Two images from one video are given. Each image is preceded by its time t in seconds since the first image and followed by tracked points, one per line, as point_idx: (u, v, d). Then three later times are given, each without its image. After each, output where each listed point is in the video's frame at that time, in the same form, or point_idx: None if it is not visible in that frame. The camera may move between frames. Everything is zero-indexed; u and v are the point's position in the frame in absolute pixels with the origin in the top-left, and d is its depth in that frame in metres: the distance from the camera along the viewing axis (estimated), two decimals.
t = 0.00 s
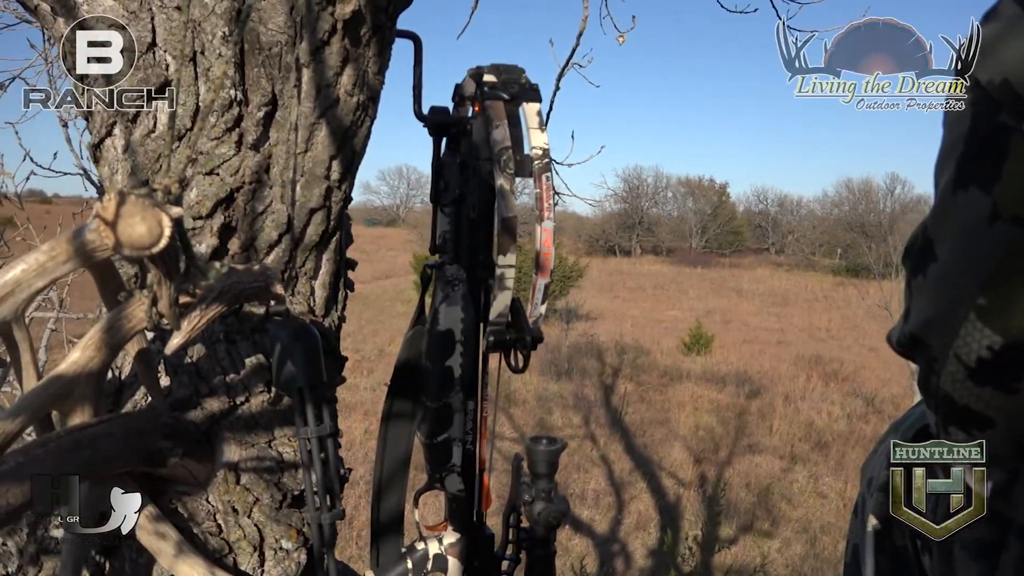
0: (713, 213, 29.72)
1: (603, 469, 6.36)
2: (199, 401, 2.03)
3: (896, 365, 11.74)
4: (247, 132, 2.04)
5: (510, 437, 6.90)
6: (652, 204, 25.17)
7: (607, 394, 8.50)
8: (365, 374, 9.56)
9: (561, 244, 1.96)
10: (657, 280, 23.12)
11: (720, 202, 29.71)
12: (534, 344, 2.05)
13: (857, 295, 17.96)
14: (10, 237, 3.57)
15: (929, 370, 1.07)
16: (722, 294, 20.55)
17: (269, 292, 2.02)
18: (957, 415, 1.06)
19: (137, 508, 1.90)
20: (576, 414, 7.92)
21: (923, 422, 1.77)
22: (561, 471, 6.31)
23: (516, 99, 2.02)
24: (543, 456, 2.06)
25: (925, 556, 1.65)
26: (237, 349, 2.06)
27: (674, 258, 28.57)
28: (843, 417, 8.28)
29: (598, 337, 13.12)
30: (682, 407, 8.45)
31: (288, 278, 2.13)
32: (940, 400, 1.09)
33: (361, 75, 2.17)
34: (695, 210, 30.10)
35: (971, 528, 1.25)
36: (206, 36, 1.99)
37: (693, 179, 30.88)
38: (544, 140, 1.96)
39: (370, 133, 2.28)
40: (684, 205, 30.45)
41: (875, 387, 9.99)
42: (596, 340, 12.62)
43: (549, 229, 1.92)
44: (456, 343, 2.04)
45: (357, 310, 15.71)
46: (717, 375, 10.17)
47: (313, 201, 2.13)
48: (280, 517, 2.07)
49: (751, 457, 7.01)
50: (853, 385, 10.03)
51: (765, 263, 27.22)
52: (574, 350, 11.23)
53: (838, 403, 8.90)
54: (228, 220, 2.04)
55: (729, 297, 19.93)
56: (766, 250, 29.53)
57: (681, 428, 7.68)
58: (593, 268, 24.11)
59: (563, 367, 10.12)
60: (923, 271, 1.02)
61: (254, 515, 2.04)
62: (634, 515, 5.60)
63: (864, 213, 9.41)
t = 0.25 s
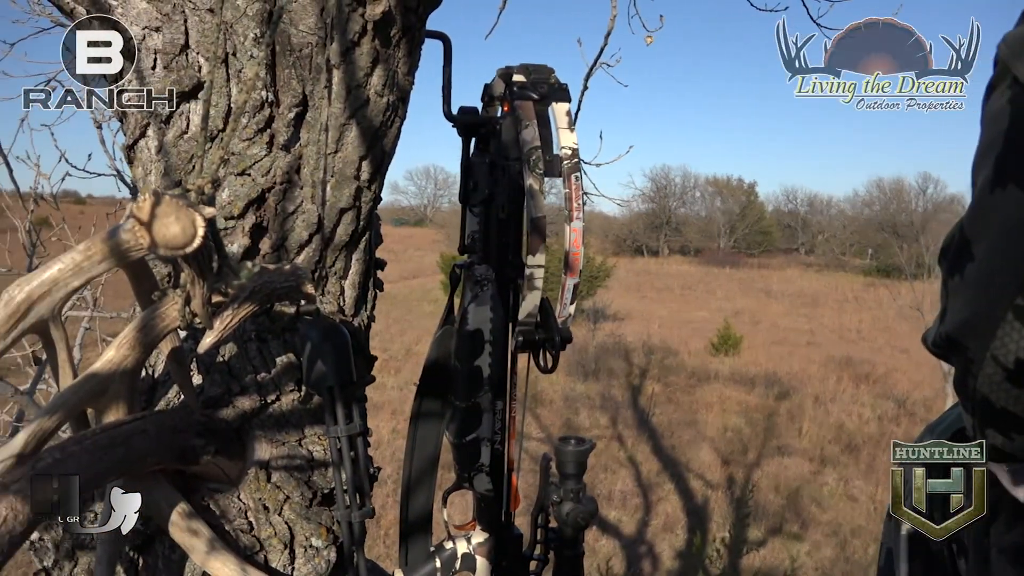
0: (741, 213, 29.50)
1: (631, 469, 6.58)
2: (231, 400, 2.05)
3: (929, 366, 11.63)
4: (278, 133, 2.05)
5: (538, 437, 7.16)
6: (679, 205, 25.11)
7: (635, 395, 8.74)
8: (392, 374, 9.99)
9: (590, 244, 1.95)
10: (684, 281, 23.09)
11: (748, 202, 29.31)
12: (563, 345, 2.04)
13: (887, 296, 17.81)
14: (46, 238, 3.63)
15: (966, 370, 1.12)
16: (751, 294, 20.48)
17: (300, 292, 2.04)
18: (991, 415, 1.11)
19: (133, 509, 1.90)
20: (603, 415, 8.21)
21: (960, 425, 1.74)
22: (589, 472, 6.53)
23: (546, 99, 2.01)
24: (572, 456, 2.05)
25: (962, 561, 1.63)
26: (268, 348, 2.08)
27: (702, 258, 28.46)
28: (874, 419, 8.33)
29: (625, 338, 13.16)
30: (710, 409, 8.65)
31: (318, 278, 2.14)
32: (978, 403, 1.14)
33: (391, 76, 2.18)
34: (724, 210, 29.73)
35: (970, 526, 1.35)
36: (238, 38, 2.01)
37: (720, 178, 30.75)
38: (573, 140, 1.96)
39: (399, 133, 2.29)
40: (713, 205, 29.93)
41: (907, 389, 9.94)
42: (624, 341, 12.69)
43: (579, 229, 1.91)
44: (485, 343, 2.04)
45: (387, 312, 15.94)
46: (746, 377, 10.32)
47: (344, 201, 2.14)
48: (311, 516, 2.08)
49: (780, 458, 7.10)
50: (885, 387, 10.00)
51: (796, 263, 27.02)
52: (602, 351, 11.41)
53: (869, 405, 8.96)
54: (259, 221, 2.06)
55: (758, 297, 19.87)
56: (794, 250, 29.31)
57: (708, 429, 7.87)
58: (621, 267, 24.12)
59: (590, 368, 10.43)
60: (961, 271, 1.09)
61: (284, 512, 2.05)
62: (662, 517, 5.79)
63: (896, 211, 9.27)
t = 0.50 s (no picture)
0: (766, 213, 29.30)
1: (654, 470, 6.90)
2: (258, 399, 2.06)
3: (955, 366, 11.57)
4: (304, 133, 2.06)
5: (560, 436, 7.45)
6: (703, 205, 25.06)
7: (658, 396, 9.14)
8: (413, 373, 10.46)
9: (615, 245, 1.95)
10: (710, 281, 23.10)
11: (773, 201, 29.05)
12: (588, 345, 2.03)
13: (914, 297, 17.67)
14: (76, 238, 3.67)
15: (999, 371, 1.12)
16: (776, 295, 20.41)
17: (325, 292, 2.05)
18: (1023, 417, 1.07)
19: (136, 509, 1.87)
20: (626, 415, 8.60)
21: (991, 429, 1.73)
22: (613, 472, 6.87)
23: (571, 99, 2.01)
24: (596, 456, 2.05)
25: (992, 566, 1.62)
26: (294, 347, 2.09)
27: (727, 258, 28.37)
28: (900, 421, 8.53)
29: (648, 339, 13.21)
30: (733, 410, 9.00)
31: (343, 278, 2.15)
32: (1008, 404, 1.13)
33: (416, 76, 2.19)
34: (749, 210, 29.11)
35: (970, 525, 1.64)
36: (265, 39, 2.02)
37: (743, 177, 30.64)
38: (598, 140, 1.95)
39: (424, 133, 2.29)
40: (738, 205, 29.09)
41: (934, 391, 9.91)
42: (648, 343, 12.75)
43: (604, 229, 1.91)
44: (509, 342, 2.04)
45: (413, 313, 16.15)
46: (770, 377, 10.57)
47: (369, 201, 2.15)
48: (336, 514, 2.09)
49: (805, 460, 7.39)
50: (911, 390, 9.99)
51: (822, 264, 26.86)
52: (626, 350, 11.63)
53: (896, 407, 9.08)
54: (286, 221, 2.07)
55: (783, 297, 19.83)
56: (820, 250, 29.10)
57: (732, 431, 8.17)
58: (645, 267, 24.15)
59: (613, 368, 10.78)
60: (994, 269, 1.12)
61: (309, 511, 2.06)
62: (684, 518, 6.11)
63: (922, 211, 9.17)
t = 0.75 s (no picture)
0: (788, 213, 29.11)
1: (674, 471, 7.02)
2: (280, 397, 2.07)
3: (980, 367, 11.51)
4: (327, 134, 2.07)
5: (580, 436, 7.55)
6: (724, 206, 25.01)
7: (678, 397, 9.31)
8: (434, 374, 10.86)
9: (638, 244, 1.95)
10: (730, 281, 23.08)
11: (795, 201, 28.99)
12: (610, 345, 2.03)
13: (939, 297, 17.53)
14: (102, 238, 3.72)
15: None
16: (798, 295, 20.33)
17: (348, 291, 2.06)
18: None
19: (135, 506, 1.87)
20: (647, 415, 8.83)
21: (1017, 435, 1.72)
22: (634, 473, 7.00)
23: (593, 99, 2.01)
24: (618, 457, 2.05)
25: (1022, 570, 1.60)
26: (317, 347, 2.11)
27: (749, 258, 28.27)
28: (924, 422, 8.55)
29: (669, 340, 13.23)
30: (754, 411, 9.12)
31: (366, 277, 2.16)
32: None
33: (439, 77, 2.19)
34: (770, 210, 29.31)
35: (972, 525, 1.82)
36: (288, 40, 2.04)
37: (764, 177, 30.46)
38: (620, 139, 1.94)
39: (446, 134, 2.30)
40: (759, 205, 29.47)
41: (958, 392, 9.85)
42: (669, 343, 12.78)
43: (626, 229, 1.90)
44: (531, 343, 2.04)
45: (436, 314, 16.29)
46: (792, 378, 10.66)
47: (391, 201, 2.15)
48: (358, 513, 2.10)
49: (827, 462, 7.48)
50: (936, 391, 9.95)
51: (844, 264, 26.70)
52: (647, 351, 11.72)
53: (919, 409, 9.10)
54: (308, 221, 2.08)
55: (805, 298, 19.76)
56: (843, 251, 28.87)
57: (754, 432, 8.29)
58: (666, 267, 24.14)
59: (633, 369, 10.87)
60: None
61: (332, 510, 2.07)
62: (705, 519, 6.20)
63: (947, 211, 9.11)
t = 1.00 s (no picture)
0: (809, 212, 28.92)
1: (693, 472, 7.04)
2: (302, 396, 2.08)
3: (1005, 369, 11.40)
4: (348, 134, 2.08)
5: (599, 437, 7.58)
6: (745, 205, 24.91)
7: (697, 397, 9.35)
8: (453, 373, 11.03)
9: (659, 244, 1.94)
10: (750, 280, 22.97)
11: (816, 201, 28.78)
12: (631, 346, 2.01)
13: (962, 298, 17.34)
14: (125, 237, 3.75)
15: None
16: (819, 296, 20.19)
17: (369, 291, 2.07)
18: None
19: (130, 508, 1.79)
20: (666, 417, 8.81)
21: None
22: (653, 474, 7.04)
23: (614, 98, 2.00)
24: (638, 457, 2.05)
25: None
26: (338, 346, 2.12)
27: (769, 258, 28.10)
28: (947, 424, 8.49)
29: (688, 340, 13.21)
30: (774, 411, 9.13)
31: (386, 277, 2.17)
32: None
33: (460, 76, 2.19)
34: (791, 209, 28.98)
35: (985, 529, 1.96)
36: (310, 42, 2.05)
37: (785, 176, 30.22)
38: (641, 138, 1.94)
39: (467, 134, 2.30)
40: (779, 204, 28.96)
41: (983, 394, 9.75)
42: (688, 344, 12.78)
43: (647, 229, 1.90)
44: (552, 343, 2.03)
45: (456, 315, 16.39)
46: (813, 379, 10.65)
47: (412, 201, 2.16)
48: (378, 512, 2.10)
49: (849, 464, 7.47)
50: (959, 393, 9.85)
51: (865, 265, 26.47)
52: (666, 352, 11.71)
53: (942, 410, 9.04)
54: (330, 220, 2.09)
55: (826, 298, 19.63)
56: (865, 251, 28.62)
57: (775, 433, 8.28)
58: (685, 266, 24.06)
59: (652, 369, 10.89)
60: None
61: (353, 509, 2.07)
62: (724, 521, 6.22)
63: (971, 211, 9.01)
